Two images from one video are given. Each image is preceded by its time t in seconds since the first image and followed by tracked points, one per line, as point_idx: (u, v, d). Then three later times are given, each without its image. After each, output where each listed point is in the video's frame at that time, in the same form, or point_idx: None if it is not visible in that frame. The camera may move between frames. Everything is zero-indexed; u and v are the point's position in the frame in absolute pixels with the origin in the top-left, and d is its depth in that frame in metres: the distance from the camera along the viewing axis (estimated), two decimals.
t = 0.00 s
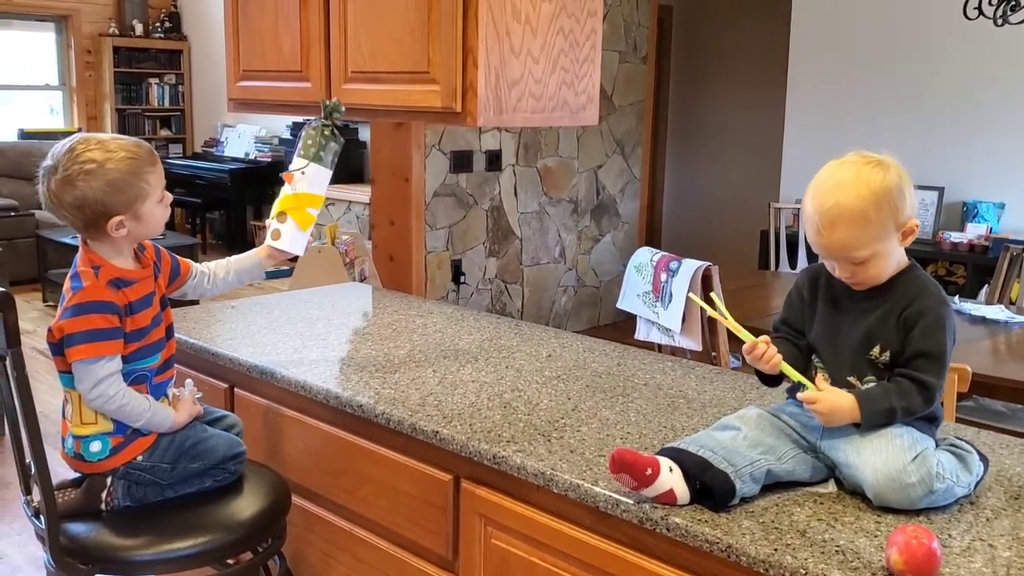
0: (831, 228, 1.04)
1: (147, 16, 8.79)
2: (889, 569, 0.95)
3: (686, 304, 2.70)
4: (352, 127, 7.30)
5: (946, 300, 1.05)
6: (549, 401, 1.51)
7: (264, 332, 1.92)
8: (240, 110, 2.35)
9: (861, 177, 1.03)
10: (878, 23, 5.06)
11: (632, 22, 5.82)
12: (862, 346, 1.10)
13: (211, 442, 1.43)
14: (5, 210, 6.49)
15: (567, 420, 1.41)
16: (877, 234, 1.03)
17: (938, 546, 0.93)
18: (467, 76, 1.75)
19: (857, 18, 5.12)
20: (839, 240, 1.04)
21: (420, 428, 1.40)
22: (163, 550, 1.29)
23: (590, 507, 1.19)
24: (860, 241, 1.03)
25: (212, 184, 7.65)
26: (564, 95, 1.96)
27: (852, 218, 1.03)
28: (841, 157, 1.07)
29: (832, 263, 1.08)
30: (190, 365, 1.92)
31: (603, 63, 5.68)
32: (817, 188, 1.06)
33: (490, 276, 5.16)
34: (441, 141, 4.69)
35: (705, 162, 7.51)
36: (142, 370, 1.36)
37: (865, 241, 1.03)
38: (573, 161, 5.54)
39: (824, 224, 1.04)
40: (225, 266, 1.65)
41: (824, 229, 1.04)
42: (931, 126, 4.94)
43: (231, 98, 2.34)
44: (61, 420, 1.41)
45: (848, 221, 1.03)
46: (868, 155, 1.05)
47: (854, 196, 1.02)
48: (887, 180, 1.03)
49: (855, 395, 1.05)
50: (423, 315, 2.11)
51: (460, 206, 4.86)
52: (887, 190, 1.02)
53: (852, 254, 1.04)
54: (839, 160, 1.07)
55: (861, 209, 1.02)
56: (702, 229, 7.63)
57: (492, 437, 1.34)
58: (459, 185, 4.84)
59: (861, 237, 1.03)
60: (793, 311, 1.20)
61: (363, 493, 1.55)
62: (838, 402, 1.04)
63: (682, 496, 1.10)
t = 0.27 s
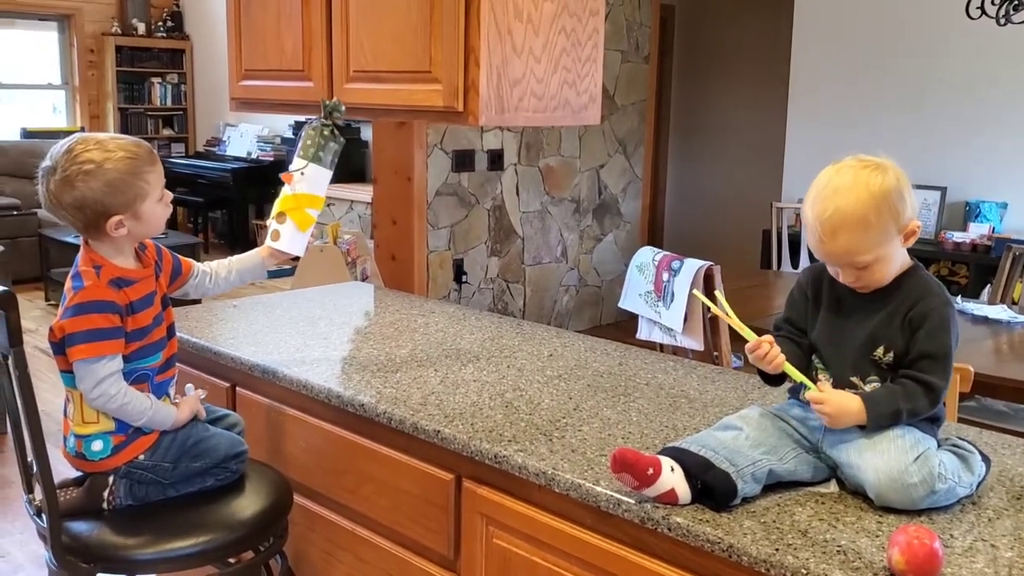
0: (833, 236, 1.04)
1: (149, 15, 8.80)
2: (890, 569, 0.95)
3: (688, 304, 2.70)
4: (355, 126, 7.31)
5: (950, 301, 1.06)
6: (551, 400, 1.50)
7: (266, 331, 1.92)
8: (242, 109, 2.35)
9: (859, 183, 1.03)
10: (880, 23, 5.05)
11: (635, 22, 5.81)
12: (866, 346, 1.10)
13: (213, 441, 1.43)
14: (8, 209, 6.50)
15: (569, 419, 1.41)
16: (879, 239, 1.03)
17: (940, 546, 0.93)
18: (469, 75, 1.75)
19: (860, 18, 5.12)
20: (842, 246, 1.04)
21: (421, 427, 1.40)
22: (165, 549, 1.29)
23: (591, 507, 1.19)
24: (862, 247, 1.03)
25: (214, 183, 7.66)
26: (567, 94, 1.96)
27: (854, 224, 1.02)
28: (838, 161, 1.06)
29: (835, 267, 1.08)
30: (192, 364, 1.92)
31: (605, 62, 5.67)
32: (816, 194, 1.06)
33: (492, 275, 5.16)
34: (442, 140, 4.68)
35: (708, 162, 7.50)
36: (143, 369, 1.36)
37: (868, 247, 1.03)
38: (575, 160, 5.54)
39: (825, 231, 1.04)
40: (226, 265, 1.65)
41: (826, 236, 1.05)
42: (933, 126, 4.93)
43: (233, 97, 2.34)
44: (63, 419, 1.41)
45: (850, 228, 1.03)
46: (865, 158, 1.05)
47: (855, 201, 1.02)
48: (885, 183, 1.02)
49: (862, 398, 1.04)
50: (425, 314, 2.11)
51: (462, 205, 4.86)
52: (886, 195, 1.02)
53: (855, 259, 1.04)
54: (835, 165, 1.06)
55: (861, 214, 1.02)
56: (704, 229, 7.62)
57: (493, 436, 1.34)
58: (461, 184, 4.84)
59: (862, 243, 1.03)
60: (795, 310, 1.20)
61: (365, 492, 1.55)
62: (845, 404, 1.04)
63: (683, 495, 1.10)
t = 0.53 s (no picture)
0: (835, 227, 1.03)
1: (151, 15, 8.80)
2: (892, 568, 0.94)
3: (690, 303, 2.70)
4: (357, 125, 7.31)
5: (952, 300, 1.05)
6: (553, 399, 1.50)
7: (267, 330, 1.92)
8: (244, 109, 2.35)
9: (861, 178, 1.02)
10: (883, 22, 5.05)
11: (636, 21, 5.81)
12: (867, 346, 1.09)
13: (214, 440, 1.43)
14: (11, 208, 6.47)
15: (570, 419, 1.41)
16: (881, 234, 1.03)
17: (941, 545, 0.93)
18: (471, 74, 1.75)
19: (863, 16, 5.11)
20: (843, 240, 1.03)
21: (423, 426, 1.40)
22: (166, 548, 1.29)
23: (593, 506, 1.19)
24: (863, 240, 1.03)
25: (216, 182, 7.66)
26: (568, 93, 1.96)
27: (855, 218, 1.02)
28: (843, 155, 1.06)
29: (835, 261, 1.07)
30: (193, 364, 1.92)
31: (607, 61, 5.67)
32: (819, 188, 1.06)
33: (494, 274, 5.16)
34: (444, 139, 4.68)
35: (710, 161, 7.49)
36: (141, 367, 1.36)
37: (869, 241, 1.03)
38: (577, 159, 5.54)
39: (826, 224, 1.04)
40: (228, 270, 1.66)
41: (827, 230, 1.04)
42: (936, 125, 4.92)
43: (235, 97, 2.34)
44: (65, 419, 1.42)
45: (851, 222, 1.02)
46: (869, 152, 1.04)
47: (859, 193, 1.02)
48: (888, 178, 1.02)
49: (864, 398, 1.04)
50: (426, 313, 2.11)
51: (464, 204, 4.86)
52: (890, 189, 1.02)
53: (855, 254, 1.04)
54: (840, 159, 1.06)
55: (864, 208, 1.02)
56: (706, 228, 7.62)
57: (495, 435, 1.34)
58: (463, 183, 4.84)
59: (863, 237, 1.03)
60: (797, 310, 1.19)
61: (367, 491, 1.55)
62: (846, 404, 1.04)
63: (685, 495, 1.10)
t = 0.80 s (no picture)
0: (839, 206, 1.03)
1: (154, 14, 8.80)
2: (895, 568, 0.94)
3: (692, 301, 2.69)
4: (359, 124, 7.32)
5: (955, 298, 1.05)
6: (554, 398, 1.50)
7: (269, 329, 1.92)
8: (246, 108, 2.35)
9: (872, 163, 1.03)
10: (886, 20, 5.03)
11: (639, 19, 5.80)
12: (870, 345, 1.09)
13: (216, 439, 1.43)
14: (14, 207, 6.52)
15: (572, 418, 1.41)
16: (885, 218, 1.02)
17: (944, 545, 0.92)
18: (472, 73, 1.75)
19: (866, 14, 5.10)
20: (845, 219, 1.03)
21: (425, 425, 1.40)
22: (168, 547, 1.29)
23: (595, 506, 1.19)
24: (865, 223, 1.02)
25: (219, 182, 7.66)
26: (570, 92, 1.96)
27: (861, 198, 1.02)
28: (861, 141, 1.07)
29: (836, 246, 1.07)
30: (196, 363, 1.92)
31: (609, 59, 5.66)
32: (829, 171, 1.06)
33: (496, 273, 5.16)
34: (447, 138, 4.68)
35: (713, 159, 7.48)
36: (133, 369, 1.35)
37: (872, 223, 1.02)
38: (579, 158, 5.53)
39: (831, 202, 1.04)
40: (236, 278, 1.64)
41: (831, 208, 1.04)
42: (939, 123, 4.91)
43: (237, 96, 2.34)
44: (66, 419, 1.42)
45: (856, 201, 1.02)
46: (885, 142, 1.05)
47: (868, 176, 1.02)
48: (898, 167, 1.03)
49: (867, 391, 1.04)
50: (428, 312, 2.11)
51: (466, 203, 4.86)
52: (899, 176, 1.02)
53: (855, 236, 1.03)
54: (854, 146, 1.07)
55: (871, 189, 1.02)
56: (708, 226, 7.61)
57: (496, 434, 1.34)
58: (465, 182, 4.83)
59: (866, 218, 1.02)
60: (800, 307, 1.19)
61: (369, 491, 1.55)
62: (849, 398, 1.04)
63: (687, 494, 1.10)
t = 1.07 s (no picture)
0: (846, 191, 1.03)
1: (155, 14, 8.81)
2: (896, 569, 0.94)
3: (694, 301, 2.69)
4: (361, 124, 7.32)
5: (957, 297, 1.05)
6: (557, 399, 1.50)
7: (271, 330, 1.93)
8: (248, 108, 2.35)
9: (884, 154, 1.03)
10: (888, 19, 5.03)
11: (641, 19, 5.80)
12: (871, 342, 1.09)
13: (218, 441, 1.43)
14: (14, 208, 6.52)
15: (574, 418, 1.41)
16: (889, 209, 1.02)
17: (945, 545, 0.92)
18: (474, 74, 1.75)
19: (868, 14, 5.09)
20: (848, 203, 1.03)
21: (427, 426, 1.40)
22: (171, 548, 1.30)
23: (596, 506, 1.19)
24: (867, 211, 1.03)
25: (221, 182, 7.67)
26: (572, 92, 1.96)
27: (867, 185, 1.02)
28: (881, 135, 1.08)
29: (838, 233, 1.07)
30: (198, 364, 1.93)
31: (611, 60, 5.66)
32: (844, 158, 1.07)
33: (499, 273, 5.16)
34: (449, 138, 4.68)
35: (715, 159, 7.48)
36: (135, 370, 1.35)
37: (874, 211, 1.02)
38: (581, 158, 5.53)
39: (838, 187, 1.05)
40: (235, 298, 1.65)
41: (837, 192, 1.04)
42: (941, 123, 4.91)
43: (239, 97, 2.34)
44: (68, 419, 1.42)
45: (862, 187, 1.02)
46: (904, 140, 1.05)
47: (877, 166, 1.03)
48: (910, 162, 1.03)
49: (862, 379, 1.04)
50: (430, 313, 2.11)
51: (468, 204, 4.86)
52: (908, 171, 1.02)
53: (857, 222, 1.04)
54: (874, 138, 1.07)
55: (878, 178, 1.02)
56: (710, 226, 7.61)
57: (498, 435, 1.34)
58: (467, 182, 4.84)
59: (869, 206, 1.02)
60: (805, 303, 1.19)
61: (371, 491, 1.55)
62: (840, 388, 1.04)
63: (689, 495, 1.10)
